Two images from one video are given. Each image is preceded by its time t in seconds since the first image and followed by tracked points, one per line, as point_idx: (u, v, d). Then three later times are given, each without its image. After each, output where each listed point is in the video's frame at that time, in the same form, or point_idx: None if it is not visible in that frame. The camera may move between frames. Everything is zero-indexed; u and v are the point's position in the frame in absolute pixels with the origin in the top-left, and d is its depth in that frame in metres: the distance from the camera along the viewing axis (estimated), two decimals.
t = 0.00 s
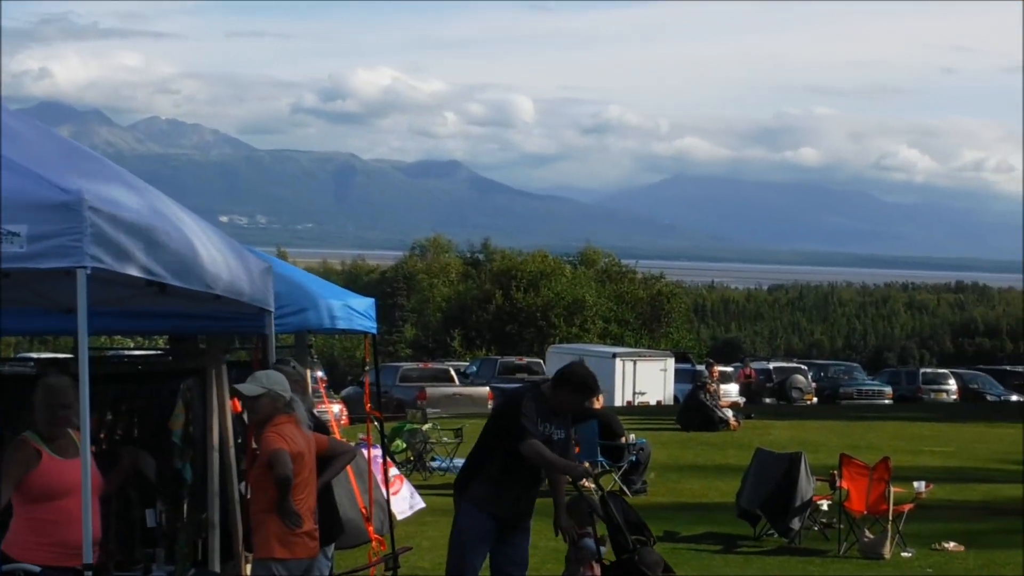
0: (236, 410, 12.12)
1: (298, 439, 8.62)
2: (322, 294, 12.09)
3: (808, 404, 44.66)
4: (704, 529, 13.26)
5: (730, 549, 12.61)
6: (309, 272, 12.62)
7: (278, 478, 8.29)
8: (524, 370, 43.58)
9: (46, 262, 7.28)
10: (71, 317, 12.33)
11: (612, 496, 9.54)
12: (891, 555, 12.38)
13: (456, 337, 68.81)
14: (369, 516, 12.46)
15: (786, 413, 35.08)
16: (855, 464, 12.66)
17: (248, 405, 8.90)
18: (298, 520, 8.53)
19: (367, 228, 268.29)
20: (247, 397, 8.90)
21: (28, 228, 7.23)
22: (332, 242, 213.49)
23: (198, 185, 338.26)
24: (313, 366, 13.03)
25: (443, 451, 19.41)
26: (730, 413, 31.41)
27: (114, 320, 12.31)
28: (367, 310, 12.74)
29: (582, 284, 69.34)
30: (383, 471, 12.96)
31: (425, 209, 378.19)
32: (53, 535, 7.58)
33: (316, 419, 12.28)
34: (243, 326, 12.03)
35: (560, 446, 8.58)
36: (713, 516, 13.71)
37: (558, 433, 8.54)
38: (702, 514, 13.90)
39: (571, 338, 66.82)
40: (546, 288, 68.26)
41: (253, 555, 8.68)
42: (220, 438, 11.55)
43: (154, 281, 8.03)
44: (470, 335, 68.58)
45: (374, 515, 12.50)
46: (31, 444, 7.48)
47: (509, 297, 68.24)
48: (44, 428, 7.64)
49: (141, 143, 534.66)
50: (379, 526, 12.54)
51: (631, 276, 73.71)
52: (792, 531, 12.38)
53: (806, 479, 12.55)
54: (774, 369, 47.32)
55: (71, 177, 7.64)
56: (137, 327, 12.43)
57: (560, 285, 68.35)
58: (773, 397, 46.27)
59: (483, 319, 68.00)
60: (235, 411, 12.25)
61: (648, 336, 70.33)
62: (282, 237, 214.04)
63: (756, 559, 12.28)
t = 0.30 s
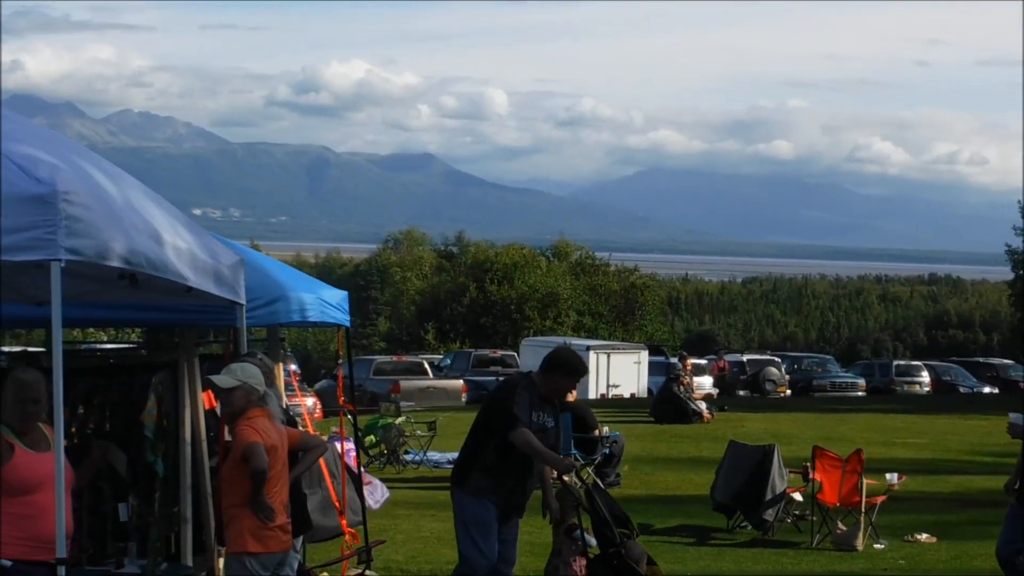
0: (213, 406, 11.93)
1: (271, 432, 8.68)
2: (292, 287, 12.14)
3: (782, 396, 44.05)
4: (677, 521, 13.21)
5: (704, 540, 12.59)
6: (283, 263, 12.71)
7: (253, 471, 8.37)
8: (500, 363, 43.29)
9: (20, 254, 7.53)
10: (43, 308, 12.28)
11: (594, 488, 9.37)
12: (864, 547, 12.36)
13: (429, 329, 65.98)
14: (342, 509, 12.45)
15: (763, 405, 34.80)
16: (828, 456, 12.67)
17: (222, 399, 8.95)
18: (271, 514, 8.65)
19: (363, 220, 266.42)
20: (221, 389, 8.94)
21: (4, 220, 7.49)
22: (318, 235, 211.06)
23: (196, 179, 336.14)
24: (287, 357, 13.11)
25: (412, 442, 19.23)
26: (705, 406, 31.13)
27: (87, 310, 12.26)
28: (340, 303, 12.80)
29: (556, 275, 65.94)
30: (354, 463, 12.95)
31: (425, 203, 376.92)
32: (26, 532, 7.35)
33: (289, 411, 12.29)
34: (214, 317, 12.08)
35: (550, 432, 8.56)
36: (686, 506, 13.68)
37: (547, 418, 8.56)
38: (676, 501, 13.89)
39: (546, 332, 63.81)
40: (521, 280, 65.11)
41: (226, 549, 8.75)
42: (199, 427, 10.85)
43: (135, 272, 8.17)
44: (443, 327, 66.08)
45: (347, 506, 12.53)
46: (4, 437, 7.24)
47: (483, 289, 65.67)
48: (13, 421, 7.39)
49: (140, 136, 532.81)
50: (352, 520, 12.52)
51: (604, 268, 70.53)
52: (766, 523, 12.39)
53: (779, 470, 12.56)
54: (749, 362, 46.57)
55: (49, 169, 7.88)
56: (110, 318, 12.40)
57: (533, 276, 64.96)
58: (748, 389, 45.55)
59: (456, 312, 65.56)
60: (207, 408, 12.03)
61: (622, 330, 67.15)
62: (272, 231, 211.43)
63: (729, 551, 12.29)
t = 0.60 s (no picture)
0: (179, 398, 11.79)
1: (239, 423, 8.66)
2: (259, 278, 12.14)
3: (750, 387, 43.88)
4: (646, 512, 13.16)
5: (672, 531, 12.59)
6: (251, 254, 12.68)
7: (223, 462, 8.37)
8: (469, 355, 43.17)
9: None
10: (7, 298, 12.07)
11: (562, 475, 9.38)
12: (832, 538, 12.38)
13: (398, 321, 65.75)
14: (309, 500, 12.39)
15: (733, 396, 34.74)
16: (796, 448, 12.70)
17: (189, 388, 8.92)
18: (238, 505, 8.63)
19: (345, 212, 265.25)
20: (190, 377, 8.92)
21: None
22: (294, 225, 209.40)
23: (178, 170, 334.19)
24: (255, 349, 13.05)
25: (382, 433, 19.22)
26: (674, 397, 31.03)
27: (53, 301, 12.09)
28: (309, 293, 12.80)
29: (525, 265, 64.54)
30: (320, 454, 12.89)
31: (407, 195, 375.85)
32: None
33: (255, 402, 12.23)
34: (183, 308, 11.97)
35: (527, 415, 8.58)
36: (653, 497, 13.68)
37: (520, 401, 8.56)
38: (642, 492, 13.90)
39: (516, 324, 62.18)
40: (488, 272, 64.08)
41: (193, 541, 8.72)
42: (168, 417, 10.77)
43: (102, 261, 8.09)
44: (412, 319, 65.92)
45: (313, 498, 12.50)
46: None
47: (452, 280, 64.67)
48: None
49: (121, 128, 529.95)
50: (319, 512, 12.47)
51: (574, 260, 69.07)
52: (736, 515, 12.31)
53: (747, 463, 12.56)
54: (717, 353, 46.32)
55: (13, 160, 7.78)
56: (76, 308, 12.22)
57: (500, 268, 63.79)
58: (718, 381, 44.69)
59: (426, 304, 64.99)
60: (173, 401, 11.92)
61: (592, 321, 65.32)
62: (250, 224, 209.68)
63: (698, 542, 12.30)
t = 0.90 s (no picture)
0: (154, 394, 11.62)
1: (212, 416, 8.65)
2: (230, 271, 12.17)
3: (725, 380, 43.72)
4: (621, 504, 13.15)
5: (646, 523, 12.59)
6: (221, 247, 12.71)
7: (198, 453, 8.34)
8: (443, 348, 42.96)
9: None
10: None
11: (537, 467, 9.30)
12: (806, 529, 12.39)
13: (374, 314, 65.55)
14: (284, 493, 12.35)
15: (708, 389, 34.46)
16: (772, 439, 12.72)
17: (162, 382, 8.90)
18: (212, 499, 8.58)
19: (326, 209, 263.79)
20: (164, 370, 8.90)
21: None
22: (273, 220, 207.57)
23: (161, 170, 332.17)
24: (229, 343, 13.04)
25: (357, 426, 19.19)
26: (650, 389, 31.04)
27: (24, 294, 11.92)
28: (282, 286, 12.83)
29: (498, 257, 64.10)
30: (294, 449, 12.86)
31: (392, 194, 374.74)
32: None
33: (230, 397, 12.17)
34: (155, 302, 11.91)
35: (506, 402, 8.61)
36: (628, 489, 13.68)
37: (499, 388, 8.59)
38: (619, 484, 13.89)
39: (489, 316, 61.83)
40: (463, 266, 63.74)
41: (167, 534, 8.68)
42: (142, 413, 10.41)
43: (60, 258, 8.15)
44: (388, 312, 65.48)
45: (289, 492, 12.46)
46: None
47: (428, 274, 64.29)
48: None
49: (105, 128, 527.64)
50: (293, 505, 12.42)
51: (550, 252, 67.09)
52: (709, 508, 12.30)
53: (722, 455, 12.58)
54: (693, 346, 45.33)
55: None
56: (48, 302, 12.06)
57: (477, 262, 63.69)
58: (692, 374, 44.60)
59: (401, 296, 64.68)
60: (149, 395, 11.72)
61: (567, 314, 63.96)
62: (230, 218, 208.25)
63: (672, 534, 12.32)
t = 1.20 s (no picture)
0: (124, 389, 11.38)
1: (181, 411, 8.59)
2: (201, 267, 12.16)
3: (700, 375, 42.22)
4: (592, 499, 13.14)
5: (619, 517, 12.60)
6: (189, 243, 12.66)
7: (166, 450, 8.29)
8: (416, 343, 42.41)
9: None
10: None
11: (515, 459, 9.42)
12: (779, 523, 12.43)
13: (346, 309, 63.36)
14: (256, 488, 12.32)
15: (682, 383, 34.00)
16: (743, 433, 12.76)
17: (130, 378, 8.84)
18: (182, 494, 8.54)
19: (306, 205, 260.71)
20: (131, 366, 8.84)
21: None
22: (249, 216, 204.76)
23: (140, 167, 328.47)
24: (201, 339, 12.98)
25: (330, 422, 19.12)
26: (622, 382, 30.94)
27: None
28: (253, 282, 12.79)
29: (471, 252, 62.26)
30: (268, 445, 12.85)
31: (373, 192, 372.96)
32: None
33: (202, 393, 12.10)
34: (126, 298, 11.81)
35: (484, 396, 8.56)
36: (601, 484, 13.68)
37: (478, 383, 8.52)
38: (591, 479, 13.89)
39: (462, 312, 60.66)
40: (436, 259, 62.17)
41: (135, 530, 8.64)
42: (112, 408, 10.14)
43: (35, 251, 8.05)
44: (360, 307, 63.39)
45: (262, 488, 12.46)
46: None
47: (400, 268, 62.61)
48: None
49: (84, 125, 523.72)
50: (266, 500, 12.40)
51: (522, 247, 64.50)
52: (681, 503, 12.31)
53: (695, 450, 12.59)
54: (665, 340, 44.55)
55: None
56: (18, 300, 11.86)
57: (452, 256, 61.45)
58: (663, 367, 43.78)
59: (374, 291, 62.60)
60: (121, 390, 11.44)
61: (541, 310, 62.36)
62: (203, 213, 204.62)
63: (645, 528, 12.33)
